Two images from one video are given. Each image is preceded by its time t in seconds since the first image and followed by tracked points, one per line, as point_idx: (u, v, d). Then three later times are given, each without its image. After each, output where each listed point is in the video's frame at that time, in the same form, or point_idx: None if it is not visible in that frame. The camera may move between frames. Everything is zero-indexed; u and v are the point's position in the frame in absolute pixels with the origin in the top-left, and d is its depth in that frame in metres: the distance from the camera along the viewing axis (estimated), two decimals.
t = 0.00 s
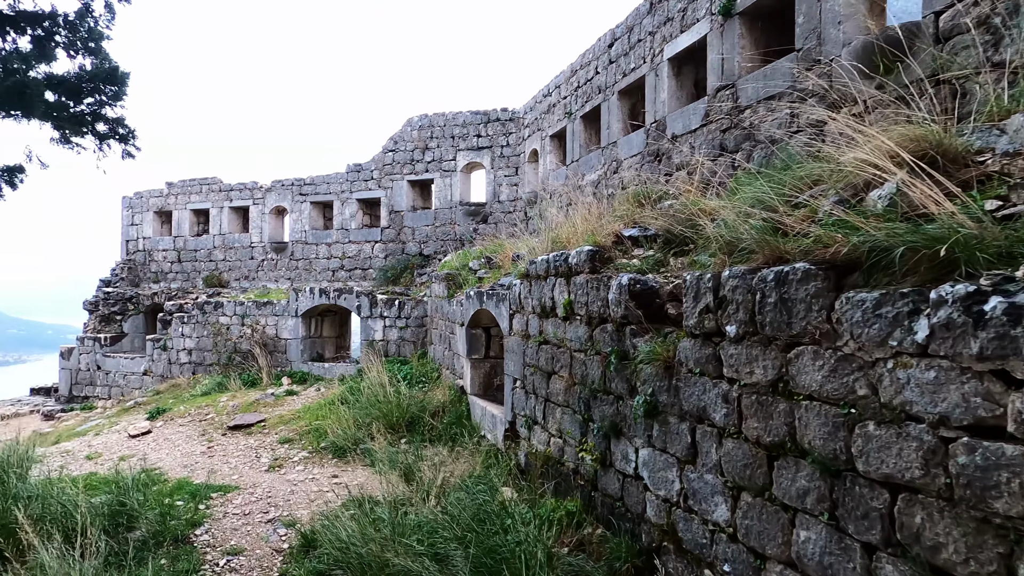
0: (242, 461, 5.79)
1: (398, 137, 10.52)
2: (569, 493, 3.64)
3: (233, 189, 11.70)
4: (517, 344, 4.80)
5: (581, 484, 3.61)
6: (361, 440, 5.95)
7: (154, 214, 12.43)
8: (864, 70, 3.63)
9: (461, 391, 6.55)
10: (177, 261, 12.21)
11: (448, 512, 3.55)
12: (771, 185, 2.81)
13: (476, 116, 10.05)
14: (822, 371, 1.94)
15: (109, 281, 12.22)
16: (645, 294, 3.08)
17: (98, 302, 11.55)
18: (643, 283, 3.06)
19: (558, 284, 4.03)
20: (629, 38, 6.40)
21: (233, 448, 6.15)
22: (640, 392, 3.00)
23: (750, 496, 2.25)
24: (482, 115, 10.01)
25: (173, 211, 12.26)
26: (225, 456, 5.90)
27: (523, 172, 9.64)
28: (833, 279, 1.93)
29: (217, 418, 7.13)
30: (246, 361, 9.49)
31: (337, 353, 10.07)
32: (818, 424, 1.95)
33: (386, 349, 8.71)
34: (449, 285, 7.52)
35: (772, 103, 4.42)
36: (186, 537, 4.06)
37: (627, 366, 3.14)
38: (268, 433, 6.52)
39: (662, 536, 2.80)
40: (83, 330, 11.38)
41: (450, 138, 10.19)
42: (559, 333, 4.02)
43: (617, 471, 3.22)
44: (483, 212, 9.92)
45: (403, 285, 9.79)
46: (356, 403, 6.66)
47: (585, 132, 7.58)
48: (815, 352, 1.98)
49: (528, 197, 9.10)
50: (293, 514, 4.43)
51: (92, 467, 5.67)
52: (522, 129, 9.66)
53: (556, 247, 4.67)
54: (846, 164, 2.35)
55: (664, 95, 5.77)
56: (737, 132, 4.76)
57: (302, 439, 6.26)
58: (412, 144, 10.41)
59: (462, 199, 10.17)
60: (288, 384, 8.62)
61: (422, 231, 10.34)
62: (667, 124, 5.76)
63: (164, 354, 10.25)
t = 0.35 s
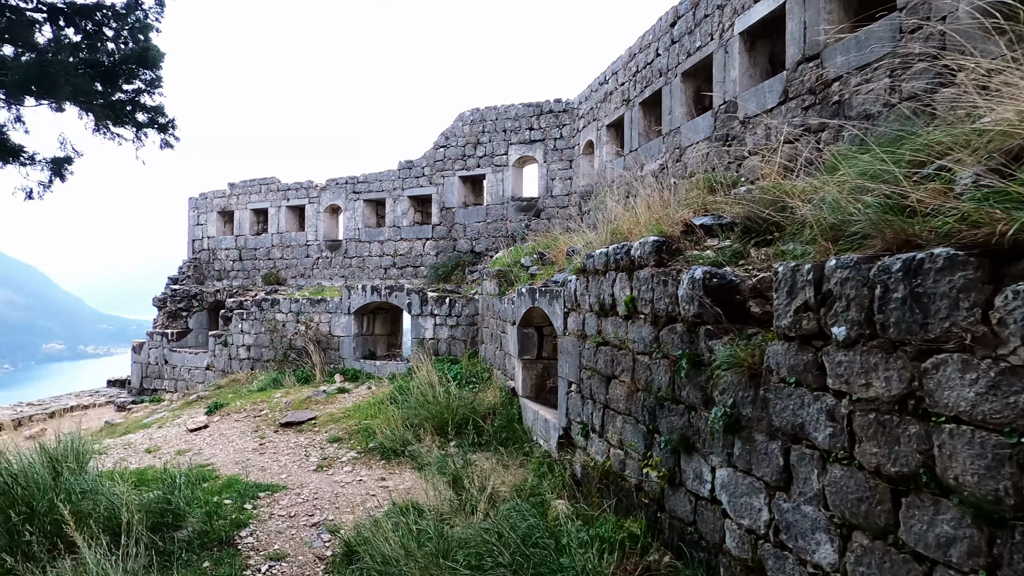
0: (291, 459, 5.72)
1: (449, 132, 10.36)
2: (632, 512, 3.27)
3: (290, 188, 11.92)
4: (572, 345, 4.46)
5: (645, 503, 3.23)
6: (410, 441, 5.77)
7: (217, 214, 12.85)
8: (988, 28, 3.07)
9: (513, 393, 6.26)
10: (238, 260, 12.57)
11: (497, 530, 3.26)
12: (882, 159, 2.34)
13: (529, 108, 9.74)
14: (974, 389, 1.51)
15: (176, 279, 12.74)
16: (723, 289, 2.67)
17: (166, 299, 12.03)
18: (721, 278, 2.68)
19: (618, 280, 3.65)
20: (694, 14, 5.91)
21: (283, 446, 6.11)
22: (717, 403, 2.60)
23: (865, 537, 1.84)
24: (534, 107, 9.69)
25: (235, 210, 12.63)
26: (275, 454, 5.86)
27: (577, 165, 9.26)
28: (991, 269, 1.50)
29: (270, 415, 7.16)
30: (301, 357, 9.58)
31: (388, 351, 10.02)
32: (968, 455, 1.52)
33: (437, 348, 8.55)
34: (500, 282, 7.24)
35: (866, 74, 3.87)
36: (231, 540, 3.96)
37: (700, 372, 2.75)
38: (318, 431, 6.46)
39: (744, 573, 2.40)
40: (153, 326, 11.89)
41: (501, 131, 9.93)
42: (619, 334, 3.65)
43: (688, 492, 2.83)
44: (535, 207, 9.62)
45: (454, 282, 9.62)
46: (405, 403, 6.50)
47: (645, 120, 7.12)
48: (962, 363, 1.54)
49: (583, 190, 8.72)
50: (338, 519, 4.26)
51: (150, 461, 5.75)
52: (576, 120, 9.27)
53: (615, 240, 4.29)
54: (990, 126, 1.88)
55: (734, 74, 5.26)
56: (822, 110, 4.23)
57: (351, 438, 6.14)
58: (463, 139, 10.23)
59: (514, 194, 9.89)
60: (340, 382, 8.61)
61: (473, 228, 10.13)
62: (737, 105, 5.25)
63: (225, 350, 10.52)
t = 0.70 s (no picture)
0: (318, 468, 5.49)
1: (482, 129, 10.06)
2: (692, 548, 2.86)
3: (323, 188, 11.84)
4: (617, 353, 4.06)
5: (708, 540, 2.81)
6: (441, 452, 5.46)
7: (252, 215, 12.90)
8: None
9: (549, 402, 5.89)
10: (272, 260, 12.58)
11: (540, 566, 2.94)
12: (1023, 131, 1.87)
13: (565, 102, 9.34)
14: None
15: (212, 280, 12.84)
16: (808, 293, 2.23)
17: (202, 300, 12.11)
18: (806, 279, 2.25)
19: (673, 282, 3.24)
20: None
21: (311, 453, 5.89)
22: (803, 430, 2.17)
23: None
24: (571, 101, 9.29)
25: (269, 211, 12.64)
26: (302, 462, 5.64)
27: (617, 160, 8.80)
28: None
29: (299, 419, 6.97)
30: (332, 359, 9.43)
31: (420, 353, 9.77)
32: None
33: (470, 351, 8.25)
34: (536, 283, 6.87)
35: (963, 43, 3.35)
36: (249, 559, 3.71)
37: (779, 391, 2.32)
38: (346, 437, 6.22)
39: None
40: (190, 326, 11.99)
41: (536, 127, 9.57)
42: (674, 343, 3.24)
43: (764, 533, 2.41)
44: (572, 205, 9.22)
45: (487, 283, 9.31)
46: (436, 410, 6.20)
47: (691, 109, 6.65)
48: None
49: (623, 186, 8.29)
50: (363, 538, 3.97)
51: (177, 466, 5.61)
52: (615, 113, 8.84)
53: (666, 237, 3.87)
54: None
55: (796, 53, 4.76)
56: (906, 87, 3.71)
57: (380, 446, 5.88)
58: (497, 135, 9.90)
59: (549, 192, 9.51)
60: (371, 385, 8.39)
61: (507, 227, 9.80)
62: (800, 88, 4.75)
63: (258, 351, 10.48)
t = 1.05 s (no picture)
0: (329, 477, 5.19)
1: (502, 123, 9.72)
2: None
3: (341, 187, 11.64)
4: (652, 358, 3.67)
5: None
6: (459, 462, 5.12)
7: (270, 215, 12.78)
8: None
9: (575, 409, 5.50)
10: (290, 261, 12.43)
11: None
12: None
13: (588, 93, 8.95)
14: None
15: (231, 280, 12.75)
16: (900, 287, 1.82)
17: (220, 301, 12.01)
18: (895, 268, 1.83)
19: (720, 278, 2.84)
20: None
21: (323, 460, 5.61)
22: (897, 457, 1.76)
23: None
24: (595, 92, 8.89)
25: (287, 211, 12.50)
26: (313, 470, 5.36)
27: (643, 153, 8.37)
28: None
29: (313, 424, 6.71)
30: (349, 361, 9.18)
31: (439, 355, 9.45)
32: None
33: (490, 353, 7.91)
34: (559, 282, 6.49)
35: None
36: None
37: (862, 407, 1.91)
38: (360, 444, 5.92)
39: None
40: (208, 327, 11.90)
41: (558, 120, 9.19)
42: (721, 347, 2.84)
43: None
44: (596, 201, 8.82)
45: (508, 283, 8.96)
46: (454, 416, 5.86)
47: (726, 95, 6.20)
48: None
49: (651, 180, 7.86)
50: (373, 559, 3.64)
51: (185, 474, 5.37)
52: (641, 103, 8.41)
53: (707, 227, 3.46)
54: None
55: (849, 25, 4.30)
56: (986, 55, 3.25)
57: (394, 454, 5.57)
58: (517, 129, 9.55)
59: (572, 187, 9.12)
60: (388, 389, 8.11)
61: (527, 224, 9.44)
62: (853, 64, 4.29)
63: (275, 352, 10.31)
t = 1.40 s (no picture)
0: (342, 489, 4.89)
1: (525, 117, 9.35)
2: None
3: (361, 186, 11.44)
4: (694, 366, 3.25)
5: None
6: (479, 476, 4.76)
7: (291, 215, 12.66)
8: None
9: (603, 418, 5.09)
10: (311, 261, 12.28)
11: None
12: None
13: (616, 83, 8.51)
14: None
15: (253, 281, 12.67)
16: None
17: (241, 302, 11.92)
18: None
19: (780, 275, 2.42)
20: None
21: (336, 471, 5.31)
22: None
23: None
24: (623, 82, 8.45)
25: (308, 211, 12.36)
26: (325, 481, 5.06)
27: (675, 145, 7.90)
28: None
29: (328, 430, 6.43)
30: (368, 364, 8.92)
31: (460, 358, 9.11)
32: None
33: (513, 358, 7.54)
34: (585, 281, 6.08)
35: None
36: None
37: (988, 439, 1.48)
38: (376, 453, 5.61)
39: None
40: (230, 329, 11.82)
41: (584, 112, 8.78)
42: (782, 357, 2.42)
43: None
44: (624, 196, 8.38)
45: (531, 283, 8.58)
46: (474, 425, 5.51)
47: (768, 78, 5.71)
48: None
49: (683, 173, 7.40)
50: None
51: (193, 484, 5.13)
52: (672, 92, 7.94)
53: (759, 218, 3.03)
54: None
55: None
56: None
57: (411, 465, 5.24)
58: (541, 123, 9.17)
59: (599, 182, 8.69)
60: (407, 394, 7.81)
61: (552, 222, 9.05)
62: (922, 34, 3.79)
63: (295, 354, 10.12)
